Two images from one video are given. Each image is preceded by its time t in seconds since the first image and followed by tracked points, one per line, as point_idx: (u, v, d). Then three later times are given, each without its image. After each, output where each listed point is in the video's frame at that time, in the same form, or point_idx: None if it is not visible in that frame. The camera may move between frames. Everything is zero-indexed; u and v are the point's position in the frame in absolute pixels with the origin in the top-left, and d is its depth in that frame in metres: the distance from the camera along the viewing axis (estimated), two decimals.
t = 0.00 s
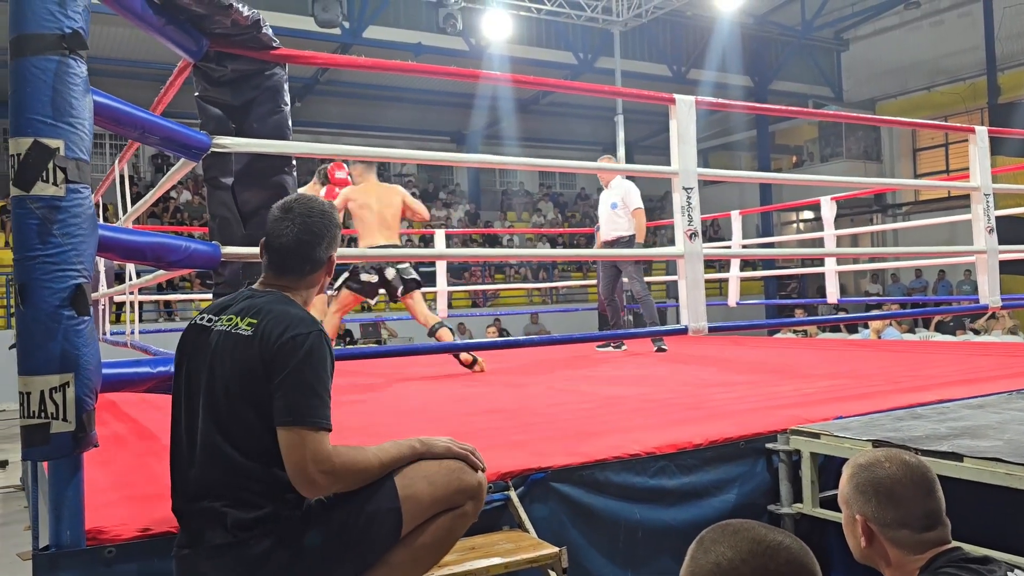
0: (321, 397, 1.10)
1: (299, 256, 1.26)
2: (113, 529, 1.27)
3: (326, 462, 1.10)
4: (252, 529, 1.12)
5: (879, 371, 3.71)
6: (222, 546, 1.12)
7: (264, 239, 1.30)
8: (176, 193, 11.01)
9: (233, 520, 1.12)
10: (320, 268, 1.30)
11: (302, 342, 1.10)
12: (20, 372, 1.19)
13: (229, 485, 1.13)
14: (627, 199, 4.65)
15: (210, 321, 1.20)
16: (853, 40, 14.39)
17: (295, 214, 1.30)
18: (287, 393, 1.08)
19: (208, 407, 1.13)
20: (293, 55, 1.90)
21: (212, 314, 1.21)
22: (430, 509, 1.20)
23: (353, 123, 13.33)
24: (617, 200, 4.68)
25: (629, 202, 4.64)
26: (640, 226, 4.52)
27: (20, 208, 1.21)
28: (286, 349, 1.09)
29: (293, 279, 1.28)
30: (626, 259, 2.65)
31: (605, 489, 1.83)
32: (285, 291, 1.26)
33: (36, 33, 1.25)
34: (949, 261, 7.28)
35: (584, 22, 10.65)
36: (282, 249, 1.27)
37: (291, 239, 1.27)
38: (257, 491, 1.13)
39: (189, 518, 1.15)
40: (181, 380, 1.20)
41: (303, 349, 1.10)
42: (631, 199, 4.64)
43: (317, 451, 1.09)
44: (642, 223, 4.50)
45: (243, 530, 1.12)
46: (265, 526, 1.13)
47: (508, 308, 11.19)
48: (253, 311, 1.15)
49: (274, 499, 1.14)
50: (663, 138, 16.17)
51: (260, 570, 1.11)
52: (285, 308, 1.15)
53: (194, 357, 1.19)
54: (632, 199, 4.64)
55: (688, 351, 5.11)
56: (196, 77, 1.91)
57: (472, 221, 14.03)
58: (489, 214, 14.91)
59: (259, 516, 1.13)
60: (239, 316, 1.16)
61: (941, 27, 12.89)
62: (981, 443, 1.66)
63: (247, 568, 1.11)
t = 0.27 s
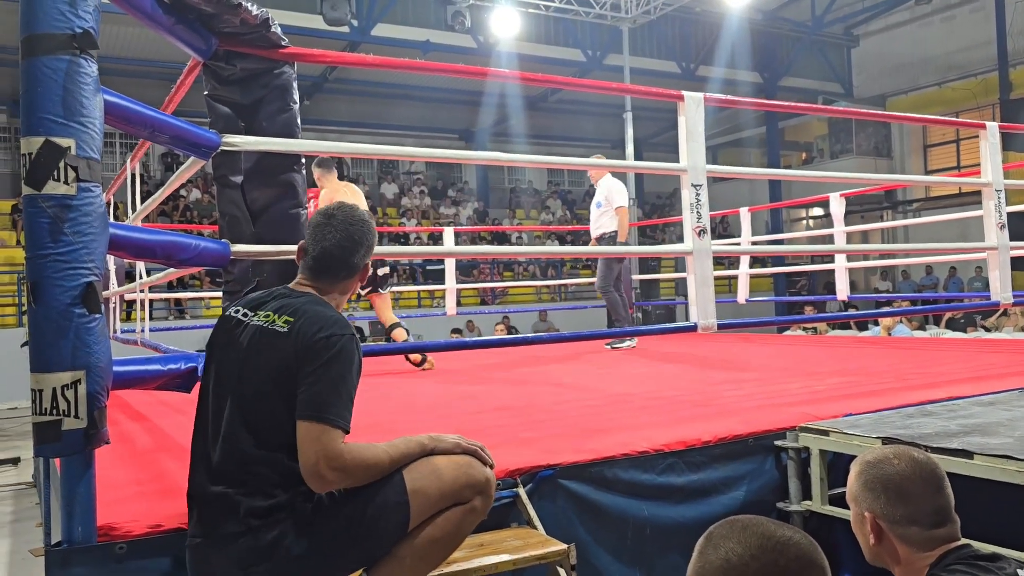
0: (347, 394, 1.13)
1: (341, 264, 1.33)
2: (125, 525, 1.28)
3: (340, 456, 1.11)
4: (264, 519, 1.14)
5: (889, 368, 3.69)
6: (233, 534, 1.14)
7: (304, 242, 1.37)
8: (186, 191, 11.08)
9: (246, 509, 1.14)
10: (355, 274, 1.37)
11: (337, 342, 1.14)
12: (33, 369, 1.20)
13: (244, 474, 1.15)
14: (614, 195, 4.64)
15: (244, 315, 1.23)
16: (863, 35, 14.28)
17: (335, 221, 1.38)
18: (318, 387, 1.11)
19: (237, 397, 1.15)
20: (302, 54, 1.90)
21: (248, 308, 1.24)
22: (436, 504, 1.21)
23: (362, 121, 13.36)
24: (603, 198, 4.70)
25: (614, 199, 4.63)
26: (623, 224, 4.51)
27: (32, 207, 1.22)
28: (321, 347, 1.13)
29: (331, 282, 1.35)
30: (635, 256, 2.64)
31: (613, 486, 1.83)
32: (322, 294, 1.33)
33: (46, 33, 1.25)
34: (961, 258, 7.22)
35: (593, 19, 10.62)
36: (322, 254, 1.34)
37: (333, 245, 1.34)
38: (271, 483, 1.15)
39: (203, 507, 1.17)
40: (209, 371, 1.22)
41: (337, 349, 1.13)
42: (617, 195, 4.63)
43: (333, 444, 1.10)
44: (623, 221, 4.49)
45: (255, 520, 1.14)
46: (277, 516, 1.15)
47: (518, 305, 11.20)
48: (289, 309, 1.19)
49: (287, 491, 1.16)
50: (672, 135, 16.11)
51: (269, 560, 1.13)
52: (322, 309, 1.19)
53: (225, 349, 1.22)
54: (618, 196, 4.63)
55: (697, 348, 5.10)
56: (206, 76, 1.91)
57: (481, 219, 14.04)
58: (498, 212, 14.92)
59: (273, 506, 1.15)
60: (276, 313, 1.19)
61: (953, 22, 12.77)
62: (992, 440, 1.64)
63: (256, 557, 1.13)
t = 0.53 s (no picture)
0: (358, 384, 1.13)
1: (356, 260, 1.35)
2: (134, 519, 1.28)
3: (351, 445, 1.11)
4: (272, 507, 1.14)
5: (902, 362, 3.66)
6: (240, 523, 1.14)
7: (320, 237, 1.39)
8: (199, 187, 11.15)
9: (255, 497, 1.14)
10: (370, 269, 1.40)
11: (352, 336, 1.14)
12: (42, 364, 1.21)
13: (253, 462, 1.15)
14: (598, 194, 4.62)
15: (259, 309, 1.23)
16: (877, 28, 14.12)
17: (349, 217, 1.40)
18: (333, 379, 1.11)
19: (252, 389, 1.16)
20: (310, 49, 1.90)
21: (263, 301, 1.24)
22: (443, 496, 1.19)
23: (374, 116, 13.39)
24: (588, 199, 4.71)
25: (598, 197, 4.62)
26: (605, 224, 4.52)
27: (41, 202, 1.23)
28: (336, 340, 1.13)
29: (345, 278, 1.38)
30: (644, 250, 2.62)
31: (622, 481, 1.83)
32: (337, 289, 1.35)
33: (55, 29, 1.26)
34: (976, 252, 7.14)
35: (604, 12, 10.56)
36: (339, 250, 1.36)
37: (348, 242, 1.36)
38: (280, 471, 1.15)
39: (212, 496, 1.17)
40: (224, 363, 1.22)
41: (351, 342, 1.14)
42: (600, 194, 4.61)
43: (343, 434, 1.10)
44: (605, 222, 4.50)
45: (262, 508, 1.14)
46: (284, 504, 1.14)
47: (529, 300, 11.21)
48: (304, 304, 1.19)
49: (294, 481, 1.16)
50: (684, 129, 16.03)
51: (276, 549, 1.13)
52: (337, 303, 1.19)
53: (239, 342, 1.22)
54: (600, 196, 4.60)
55: (708, 342, 5.08)
56: (215, 72, 1.91)
57: (493, 214, 14.03)
58: (510, 206, 14.90)
59: (281, 493, 1.14)
60: (291, 306, 1.19)
61: (969, 14, 12.61)
62: (1005, 436, 1.62)
63: (262, 547, 1.13)
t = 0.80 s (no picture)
0: (364, 374, 1.15)
1: (382, 265, 1.36)
2: (129, 513, 1.28)
3: (342, 425, 1.10)
4: (265, 498, 1.15)
5: (914, 356, 3.61)
6: (232, 512, 1.15)
7: (346, 240, 1.39)
8: (213, 181, 11.20)
9: (250, 487, 1.15)
10: (394, 276, 1.40)
11: (364, 330, 1.17)
12: (37, 357, 1.21)
13: (251, 454, 1.17)
14: (574, 193, 4.66)
15: (279, 303, 1.27)
16: (895, 18, 13.90)
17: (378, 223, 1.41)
18: (339, 366, 1.13)
19: (262, 379, 1.18)
20: (309, 41, 1.89)
21: (286, 295, 1.28)
22: (433, 490, 1.18)
23: (386, 110, 13.40)
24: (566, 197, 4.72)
25: (574, 195, 4.66)
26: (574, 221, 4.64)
27: (34, 195, 1.22)
28: (348, 330, 1.16)
29: (370, 282, 1.37)
30: (650, 242, 2.60)
31: (624, 476, 1.81)
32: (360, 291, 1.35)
33: (48, 21, 1.25)
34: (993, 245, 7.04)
35: (618, 5, 10.47)
36: (364, 253, 1.36)
37: (374, 246, 1.36)
38: (274, 462, 1.16)
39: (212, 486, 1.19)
40: (239, 355, 1.25)
41: (364, 335, 1.16)
42: (575, 194, 4.65)
43: (331, 414, 1.10)
44: (573, 219, 4.61)
45: (255, 500, 1.15)
46: (276, 496, 1.15)
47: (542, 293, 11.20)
48: (324, 298, 1.22)
49: (289, 473, 1.17)
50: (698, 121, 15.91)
51: (265, 541, 1.13)
52: (354, 302, 1.22)
53: (258, 333, 1.25)
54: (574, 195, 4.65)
55: (718, 336, 5.04)
56: (214, 64, 1.91)
57: (506, 208, 14.00)
58: (522, 200, 14.87)
59: (274, 484, 1.15)
60: (311, 300, 1.23)
61: (988, 3, 12.40)
62: (1015, 432, 1.59)
63: (252, 537, 1.13)
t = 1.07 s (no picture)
0: (376, 375, 1.11)
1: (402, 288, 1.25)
2: (107, 509, 1.28)
3: (342, 399, 1.04)
4: (243, 497, 1.10)
5: (928, 353, 3.54)
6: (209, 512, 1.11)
7: (367, 268, 1.29)
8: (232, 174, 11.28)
9: (232, 484, 1.10)
10: (412, 305, 1.29)
11: (388, 339, 1.15)
12: (12, 350, 1.20)
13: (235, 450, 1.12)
14: (558, 187, 4.59)
15: (302, 302, 1.23)
16: (920, 9, 13.62)
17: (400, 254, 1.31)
18: (357, 362, 1.09)
19: (271, 371, 1.14)
20: (302, 28, 1.86)
21: (310, 299, 1.24)
22: (412, 491, 1.13)
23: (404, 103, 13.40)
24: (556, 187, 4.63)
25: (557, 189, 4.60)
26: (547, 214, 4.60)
27: (11, 185, 1.20)
28: (372, 334, 1.13)
29: (388, 306, 1.27)
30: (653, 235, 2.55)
31: (619, 474, 1.77)
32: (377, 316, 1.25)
33: (25, 7, 1.22)
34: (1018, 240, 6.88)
35: None
36: (385, 282, 1.26)
37: (398, 272, 1.27)
38: (258, 459, 1.11)
39: (197, 480, 1.13)
40: (244, 348, 1.20)
41: (387, 345, 1.14)
42: (557, 188, 4.59)
43: (337, 389, 1.04)
44: (545, 211, 4.54)
45: (230, 499, 1.11)
46: (254, 496, 1.10)
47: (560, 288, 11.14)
48: (351, 306, 1.20)
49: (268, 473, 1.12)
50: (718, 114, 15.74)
51: (239, 541, 1.09)
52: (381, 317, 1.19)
53: (268, 329, 1.20)
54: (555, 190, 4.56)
55: (729, 331, 4.97)
56: (205, 53, 1.88)
57: (524, 201, 13.92)
58: (540, 193, 14.77)
59: (256, 483, 1.11)
60: (338, 306, 1.20)
61: None
62: None
63: (227, 537, 1.09)
